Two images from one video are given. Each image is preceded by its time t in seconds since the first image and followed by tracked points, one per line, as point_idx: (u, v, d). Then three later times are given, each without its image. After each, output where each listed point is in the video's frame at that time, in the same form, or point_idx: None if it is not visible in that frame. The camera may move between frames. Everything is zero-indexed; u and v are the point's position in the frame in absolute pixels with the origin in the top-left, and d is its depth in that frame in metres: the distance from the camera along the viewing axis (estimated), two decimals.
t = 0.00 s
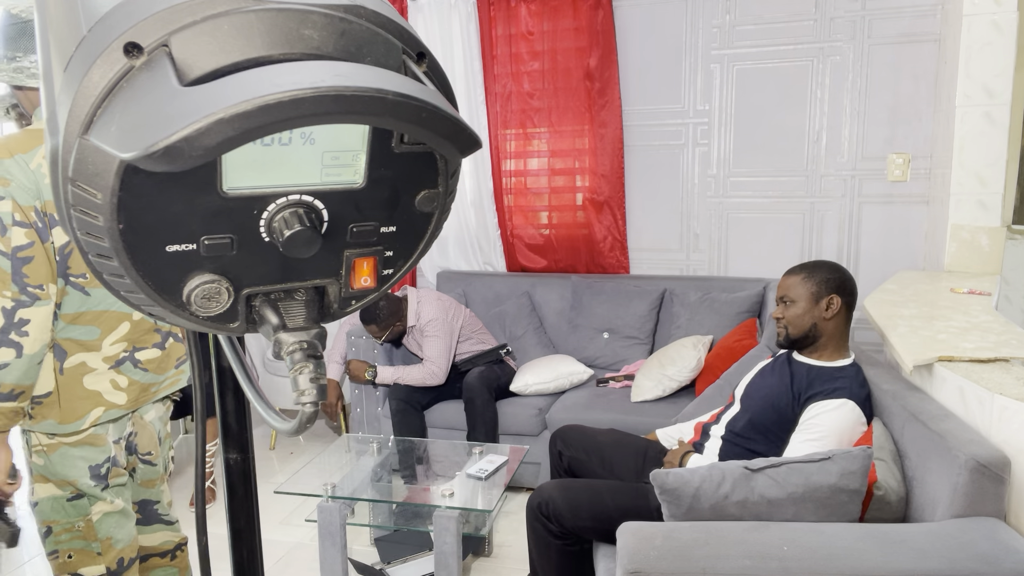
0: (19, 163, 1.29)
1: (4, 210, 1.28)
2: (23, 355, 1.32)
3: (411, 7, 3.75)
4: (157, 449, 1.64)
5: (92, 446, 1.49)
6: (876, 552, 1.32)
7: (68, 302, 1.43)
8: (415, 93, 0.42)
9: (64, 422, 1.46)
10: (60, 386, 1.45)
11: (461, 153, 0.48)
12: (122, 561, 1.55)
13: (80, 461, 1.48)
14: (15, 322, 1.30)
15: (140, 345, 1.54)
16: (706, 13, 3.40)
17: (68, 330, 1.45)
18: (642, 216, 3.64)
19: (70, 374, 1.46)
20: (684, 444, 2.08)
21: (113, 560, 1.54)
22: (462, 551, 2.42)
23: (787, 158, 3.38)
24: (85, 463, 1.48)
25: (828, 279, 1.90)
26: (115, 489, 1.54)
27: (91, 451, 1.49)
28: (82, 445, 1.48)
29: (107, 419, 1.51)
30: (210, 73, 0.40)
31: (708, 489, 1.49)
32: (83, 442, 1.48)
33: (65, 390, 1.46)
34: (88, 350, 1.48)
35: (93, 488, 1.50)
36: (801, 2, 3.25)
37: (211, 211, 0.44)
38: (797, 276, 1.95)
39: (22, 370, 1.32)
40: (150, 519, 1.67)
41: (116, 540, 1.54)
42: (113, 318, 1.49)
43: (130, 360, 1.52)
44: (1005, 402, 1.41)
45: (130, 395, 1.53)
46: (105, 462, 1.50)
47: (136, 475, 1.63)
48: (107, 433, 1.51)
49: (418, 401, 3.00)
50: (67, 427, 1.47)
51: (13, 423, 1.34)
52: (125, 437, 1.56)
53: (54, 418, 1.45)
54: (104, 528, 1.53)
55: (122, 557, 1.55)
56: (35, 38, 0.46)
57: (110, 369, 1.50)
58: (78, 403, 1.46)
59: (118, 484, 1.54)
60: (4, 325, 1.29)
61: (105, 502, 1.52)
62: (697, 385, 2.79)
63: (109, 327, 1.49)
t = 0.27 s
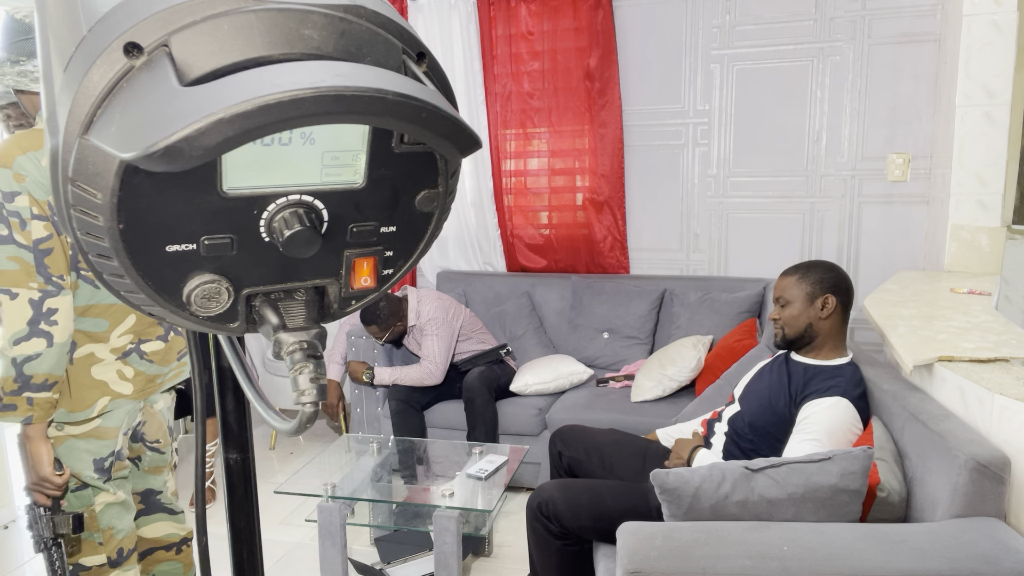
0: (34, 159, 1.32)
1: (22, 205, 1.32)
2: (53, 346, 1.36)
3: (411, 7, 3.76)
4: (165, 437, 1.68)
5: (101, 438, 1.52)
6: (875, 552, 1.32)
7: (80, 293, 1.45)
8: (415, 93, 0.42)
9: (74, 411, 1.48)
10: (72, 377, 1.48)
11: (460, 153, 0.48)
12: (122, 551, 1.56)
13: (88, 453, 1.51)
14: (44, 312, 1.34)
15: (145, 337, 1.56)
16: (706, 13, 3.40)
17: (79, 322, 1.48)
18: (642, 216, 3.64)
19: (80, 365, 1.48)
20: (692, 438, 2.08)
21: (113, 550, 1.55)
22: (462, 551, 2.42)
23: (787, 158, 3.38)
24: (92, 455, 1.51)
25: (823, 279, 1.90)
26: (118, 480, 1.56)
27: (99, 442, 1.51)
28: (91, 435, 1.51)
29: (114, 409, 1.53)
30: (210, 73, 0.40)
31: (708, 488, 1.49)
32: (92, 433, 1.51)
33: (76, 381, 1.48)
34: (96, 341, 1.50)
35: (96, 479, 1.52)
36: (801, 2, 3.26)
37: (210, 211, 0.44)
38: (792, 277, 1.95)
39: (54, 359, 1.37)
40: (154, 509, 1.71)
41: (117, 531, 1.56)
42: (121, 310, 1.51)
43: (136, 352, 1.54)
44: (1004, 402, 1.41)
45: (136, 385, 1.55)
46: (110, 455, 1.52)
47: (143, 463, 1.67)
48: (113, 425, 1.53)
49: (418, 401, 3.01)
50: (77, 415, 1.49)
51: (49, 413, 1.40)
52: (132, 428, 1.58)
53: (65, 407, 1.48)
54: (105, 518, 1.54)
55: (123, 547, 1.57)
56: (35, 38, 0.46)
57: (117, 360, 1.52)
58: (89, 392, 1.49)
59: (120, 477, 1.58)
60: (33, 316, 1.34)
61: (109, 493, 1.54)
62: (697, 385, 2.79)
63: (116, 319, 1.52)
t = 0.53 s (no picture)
0: (43, 158, 1.37)
1: (30, 203, 1.37)
2: (56, 341, 1.40)
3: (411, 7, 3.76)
4: (174, 429, 1.70)
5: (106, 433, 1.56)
6: (875, 552, 1.32)
7: (85, 292, 1.49)
8: (414, 93, 0.42)
9: (80, 405, 1.53)
10: (78, 373, 1.51)
11: (460, 153, 0.48)
12: (121, 544, 1.61)
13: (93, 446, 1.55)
14: (48, 307, 1.38)
15: (145, 334, 1.60)
16: (706, 13, 3.40)
17: (83, 318, 1.52)
18: (642, 216, 3.64)
19: (85, 360, 1.52)
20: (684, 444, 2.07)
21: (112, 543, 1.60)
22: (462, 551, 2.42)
23: (787, 158, 3.38)
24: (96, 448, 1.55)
25: (810, 280, 1.91)
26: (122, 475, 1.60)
27: (103, 436, 1.56)
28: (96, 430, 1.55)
29: (118, 404, 1.57)
30: (210, 73, 0.40)
31: (708, 488, 1.49)
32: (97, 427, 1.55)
33: (81, 376, 1.52)
34: (100, 337, 1.54)
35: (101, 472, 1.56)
36: (801, 2, 3.26)
37: (211, 211, 0.44)
38: (780, 283, 1.96)
39: (56, 354, 1.40)
40: (163, 503, 1.72)
41: (118, 526, 1.60)
42: (124, 308, 1.56)
43: (139, 348, 1.59)
44: (1004, 402, 1.41)
45: (138, 380, 1.59)
46: (116, 448, 1.57)
47: (151, 455, 1.68)
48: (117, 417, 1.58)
49: (418, 401, 3.01)
50: (82, 410, 1.53)
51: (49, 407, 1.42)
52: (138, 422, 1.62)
53: (71, 401, 1.52)
54: (107, 512, 1.58)
55: (122, 540, 1.61)
56: (35, 38, 0.46)
57: (121, 356, 1.56)
58: (93, 387, 1.53)
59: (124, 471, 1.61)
60: (38, 311, 1.37)
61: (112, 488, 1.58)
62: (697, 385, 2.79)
63: (120, 317, 1.56)
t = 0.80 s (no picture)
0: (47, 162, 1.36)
1: (30, 203, 1.37)
2: (38, 336, 1.42)
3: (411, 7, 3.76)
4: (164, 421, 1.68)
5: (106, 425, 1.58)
6: (875, 552, 1.32)
7: (87, 288, 1.51)
8: (415, 93, 0.42)
9: (82, 397, 1.54)
10: (80, 365, 1.53)
11: (460, 153, 0.48)
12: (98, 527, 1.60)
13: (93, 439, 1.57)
14: (33, 304, 1.40)
15: (150, 329, 1.61)
16: (706, 13, 3.40)
17: (86, 313, 1.53)
18: (642, 216, 3.64)
19: (88, 354, 1.53)
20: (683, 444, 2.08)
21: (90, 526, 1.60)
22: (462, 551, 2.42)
23: (787, 158, 3.38)
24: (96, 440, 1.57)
25: (803, 285, 1.89)
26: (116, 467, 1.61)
27: (103, 429, 1.57)
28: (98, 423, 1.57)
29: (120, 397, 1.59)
30: (210, 73, 0.40)
31: (708, 488, 1.49)
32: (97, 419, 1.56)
33: (84, 369, 1.53)
34: (104, 331, 1.55)
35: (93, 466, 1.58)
36: (801, 2, 3.26)
37: (211, 211, 0.44)
38: (773, 289, 1.93)
39: (37, 348, 1.42)
40: (160, 494, 1.68)
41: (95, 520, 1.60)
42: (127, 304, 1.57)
43: (142, 342, 1.60)
44: (1004, 402, 1.41)
45: (143, 373, 1.61)
46: (110, 443, 1.58)
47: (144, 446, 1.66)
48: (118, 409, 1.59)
49: (418, 401, 3.01)
50: (84, 402, 1.54)
51: (26, 398, 1.46)
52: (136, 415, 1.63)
53: (74, 393, 1.53)
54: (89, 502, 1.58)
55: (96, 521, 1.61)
56: (35, 38, 0.46)
57: (124, 351, 1.57)
58: (96, 379, 1.54)
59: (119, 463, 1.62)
60: (22, 307, 1.39)
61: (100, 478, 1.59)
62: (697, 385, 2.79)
63: (123, 312, 1.57)
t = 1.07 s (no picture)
0: (41, 161, 1.37)
1: (25, 202, 1.38)
2: (39, 330, 1.43)
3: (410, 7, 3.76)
4: (141, 420, 1.71)
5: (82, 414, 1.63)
6: (875, 552, 1.31)
7: (76, 283, 1.52)
8: (415, 93, 0.42)
9: (70, 387, 1.59)
10: (67, 357, 1.57)
11: (461, 153, 0.48)
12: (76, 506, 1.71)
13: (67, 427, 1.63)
14: (33, 300, 1.41)
15: (135, 323, 1.63)
16: (706, 13, 3.40)
17: (74, 308, 1.55)
18: (642, 216, 3.64)
19: (75, 347, 1.57)
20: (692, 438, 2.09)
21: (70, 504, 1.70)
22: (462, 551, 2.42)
23: (787, 158, 3.38)
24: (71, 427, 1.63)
25: (798, 288, 1.87)
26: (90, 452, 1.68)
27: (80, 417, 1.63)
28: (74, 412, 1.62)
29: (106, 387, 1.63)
30: (210, 73, 0.40)
31: (708, 488, 1.49)
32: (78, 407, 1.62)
33: (70, 361, 1.58)
34: (91, 326, 1.58)
35: (68, 450, 1.65)
36: (801, 2, 3.26)
37: (211, 211, 0.44)
38: (768, 293, 1.91)
39: (38, 342, 1.43)
40: (137, 490, 1.71)
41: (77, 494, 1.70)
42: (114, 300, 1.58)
43: (128, 337, 1.62)
44: (1004, 402, 1.41)
45: (130, 365, 1.64)
46: (83, 431, 1.64)
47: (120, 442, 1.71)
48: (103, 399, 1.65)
49: (418, 401, 3.01)
50: (71, 392, 1.59)
51: (30, 391, 1.47)
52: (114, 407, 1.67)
53: (61, 384, 1.58)
54: (66, 480, 1.67)
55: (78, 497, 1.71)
56: (36, 38, 0.46)
57: (111, 344, 1.60)
58: (82, 371, 1.59)
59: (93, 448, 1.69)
60: (22, 302, 1.41)
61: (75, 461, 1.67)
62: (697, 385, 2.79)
63: (110, 307, 1.59)
